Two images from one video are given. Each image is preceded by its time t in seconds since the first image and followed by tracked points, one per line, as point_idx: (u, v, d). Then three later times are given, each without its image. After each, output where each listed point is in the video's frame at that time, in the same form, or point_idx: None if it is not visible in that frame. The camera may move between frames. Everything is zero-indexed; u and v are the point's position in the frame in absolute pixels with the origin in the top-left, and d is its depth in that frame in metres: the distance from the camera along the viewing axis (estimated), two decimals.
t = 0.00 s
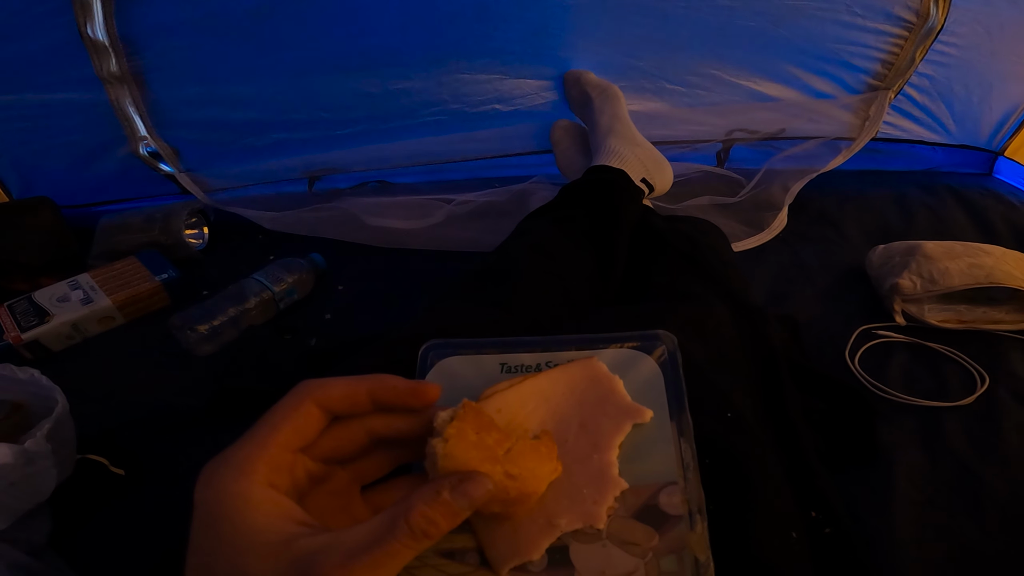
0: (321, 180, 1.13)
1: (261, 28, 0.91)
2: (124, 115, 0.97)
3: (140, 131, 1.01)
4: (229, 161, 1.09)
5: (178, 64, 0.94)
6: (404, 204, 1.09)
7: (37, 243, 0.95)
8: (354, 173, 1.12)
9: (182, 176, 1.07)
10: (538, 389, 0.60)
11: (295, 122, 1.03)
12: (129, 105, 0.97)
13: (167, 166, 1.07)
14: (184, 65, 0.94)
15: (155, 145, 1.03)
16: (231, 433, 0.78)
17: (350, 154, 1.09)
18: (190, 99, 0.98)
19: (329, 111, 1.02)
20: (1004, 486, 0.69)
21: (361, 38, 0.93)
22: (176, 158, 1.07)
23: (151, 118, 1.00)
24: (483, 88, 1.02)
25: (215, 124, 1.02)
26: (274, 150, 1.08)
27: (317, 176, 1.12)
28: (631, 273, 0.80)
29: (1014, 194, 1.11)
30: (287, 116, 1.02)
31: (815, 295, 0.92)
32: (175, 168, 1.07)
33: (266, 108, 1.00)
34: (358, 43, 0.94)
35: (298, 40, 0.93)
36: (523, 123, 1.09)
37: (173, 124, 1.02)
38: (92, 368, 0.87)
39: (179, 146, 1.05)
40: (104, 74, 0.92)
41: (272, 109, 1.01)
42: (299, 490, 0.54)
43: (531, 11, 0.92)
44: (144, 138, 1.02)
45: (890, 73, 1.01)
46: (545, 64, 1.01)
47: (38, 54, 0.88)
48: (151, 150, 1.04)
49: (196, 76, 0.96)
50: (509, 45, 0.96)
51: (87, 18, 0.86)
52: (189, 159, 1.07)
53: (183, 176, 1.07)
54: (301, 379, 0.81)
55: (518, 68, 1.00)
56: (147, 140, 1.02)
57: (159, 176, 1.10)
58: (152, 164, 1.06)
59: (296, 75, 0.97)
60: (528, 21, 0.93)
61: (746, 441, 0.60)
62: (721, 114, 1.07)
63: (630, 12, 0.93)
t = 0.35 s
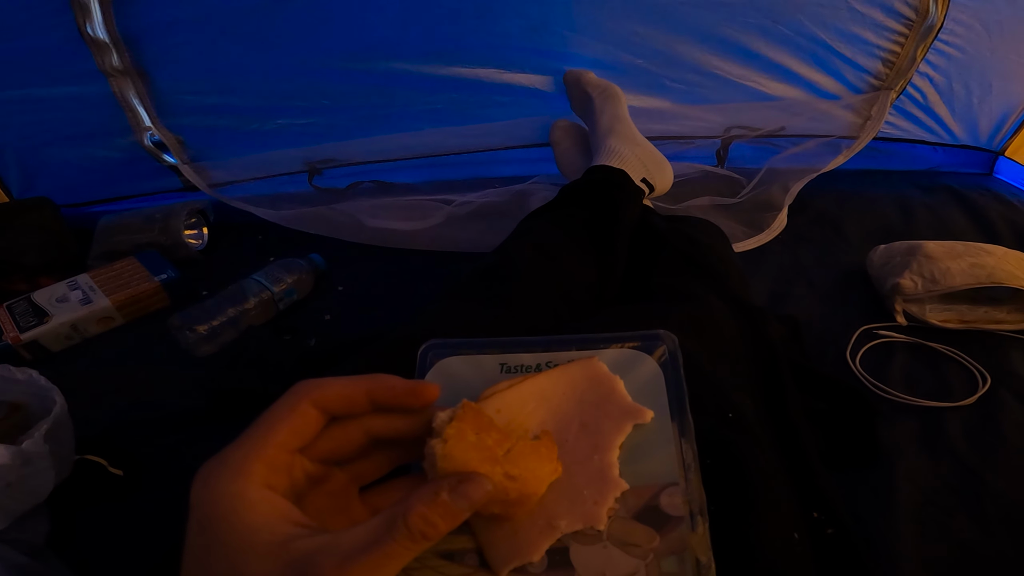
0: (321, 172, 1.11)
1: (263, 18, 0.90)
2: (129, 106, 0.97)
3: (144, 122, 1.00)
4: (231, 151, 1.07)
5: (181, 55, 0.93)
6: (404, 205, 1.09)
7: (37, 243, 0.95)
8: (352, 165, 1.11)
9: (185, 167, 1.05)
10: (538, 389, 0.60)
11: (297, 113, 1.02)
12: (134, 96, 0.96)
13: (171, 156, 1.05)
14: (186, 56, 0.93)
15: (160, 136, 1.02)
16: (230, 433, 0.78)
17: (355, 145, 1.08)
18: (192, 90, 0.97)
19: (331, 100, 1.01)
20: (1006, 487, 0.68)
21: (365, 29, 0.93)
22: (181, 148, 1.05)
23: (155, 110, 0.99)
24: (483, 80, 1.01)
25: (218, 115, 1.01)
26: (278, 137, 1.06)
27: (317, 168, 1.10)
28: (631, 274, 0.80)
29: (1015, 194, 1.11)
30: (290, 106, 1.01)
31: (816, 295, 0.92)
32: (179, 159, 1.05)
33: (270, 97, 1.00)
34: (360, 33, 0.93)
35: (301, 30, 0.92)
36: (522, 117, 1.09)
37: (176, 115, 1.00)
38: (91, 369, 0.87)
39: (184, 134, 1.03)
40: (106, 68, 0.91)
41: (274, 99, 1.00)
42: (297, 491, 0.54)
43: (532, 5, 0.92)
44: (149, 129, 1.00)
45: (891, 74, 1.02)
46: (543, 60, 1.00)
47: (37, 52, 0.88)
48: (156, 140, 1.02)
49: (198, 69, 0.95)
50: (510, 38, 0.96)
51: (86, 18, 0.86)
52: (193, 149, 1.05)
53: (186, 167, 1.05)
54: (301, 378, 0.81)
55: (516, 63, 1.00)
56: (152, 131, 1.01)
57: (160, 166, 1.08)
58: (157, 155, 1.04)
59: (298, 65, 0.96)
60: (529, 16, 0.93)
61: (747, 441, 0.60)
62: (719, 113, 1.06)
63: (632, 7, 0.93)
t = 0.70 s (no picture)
0: (320, 184, 1.14)
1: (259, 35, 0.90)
2: (123, 119, 0.97)
3: (138, 136, 1.00)
4: (227, 168, 1.09)
5: (176, 69, 0.93)
6: (404, 206, 1.10)
7: (38, 245, 0.95)
8: (354, 177, 1.13)
9: (180, 181, 1.07)
10: (538, 389, 0.60)
11: (292, 128, 1.03)
12: (128, 108, 0.96)
13: (165, 171, 1.06)
14: (181, 72, 0.93)
15: (151, 151, 1.03)
16: (231, 433, 0.78)
17: (350, 160, 1.10)
18: (187, 106, 0.98)
19: (325, 117, 1.02)
20: (1006, 487, 0.68)
21: (363, 44, 0.93)
22: (174, 164, 1.07)
23: (147, 123, 0.99)
24: (480, 93, 1.02)
25: (213, 130, 1.02)
26: (272, 156, 1.08)
27: (315, 181, 1.12)
28: (631, 274, 0.80)
29: (1015, 194, 1.11)
30: (287, 121, 1.02)
31: (816, 296, 0.92)
32: (173, 173, 1.07)
33: (267, 113, 1.00)
34: (356, 48, 0.93)
35: (298, 48, 0.92)
36: (520, 127, 1.09)
37: (170, 130, 1.01)
38: (92, 370, 0.87)
39: (178, 151, 1.05)
40: (102, 77, 0.91)
41: (269, 115, 1.00)
42: (297, 491, 0.54)
43: (530, 21, 0.92)
44: (141, 144, 1.01)
45: (892, 80, 1.01)
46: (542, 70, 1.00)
47: (37, 56, 0.88)
48: (148, 156, 1.04)
49: (193, 84, 0.95)
50: (508, 53, 0.96)
51: (81, 26, 0.85)
52: (186, 164, 1.07)
53: (181, 181, 1.07)
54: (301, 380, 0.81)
55: (518, 74, 1.00)
56: (144, 146, 1.02)
57: (155, 181, 1.09)
58: (151, 169, 1.06)
59: (293, 83, 0.97)
60: (529, 31, 0.93)
61: (747, 440, 0.60)
62: (718, 121, 1.07)
63: (630, 17, 0.92)
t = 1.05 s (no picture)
0: (321, 184, 1.14)
1: (259, 39, 0.91)
2: (123, 123, 0.97)
3: (138, 141, 1.01)
4: (229, 169, 1.10)
5: (177, 73, 0.93)
6: (403, 204, 1.10)
7: (39, 246, 0.95)
8: (355, 178, 1.13)
9: (182, 183, 1.08)
10: (535, 388, 0.60)
11: (294, 130, 1.03)
12: (128, 112, 0.96)
13: (165, 175, 1.07)
14: (182, 75, 0.94)
15: (152, 155, 1.03)
16: (230, 433, 0.78)
17: (350, 161, 1.10)
18: (189, 110, 0.98)
19: (327, 118, 1.02)
20: (1006, 487, 0.68)
21: (364, 49, 0.94)
22: (174, 167, 1.07)
23: (148, 127, 1.00)
24: (481, 91, 1.02)
25: (214, 133, 1.02)
26: (273, 157, 1.08)
27: (317, 181, 1.13)
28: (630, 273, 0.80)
29: (1016, 194, 1.11)
30: (288, 124, 1.02)
31: (815, 295, 0.92)
32: (173, 176, 1.07)
33: (268, 116, 1.01)
34: (357, 49, 0.94)
35: (299, 51, 0.93)
36: (518, 130, 1.10)
37: (175, 135, 1.02)
38: (91, 370, 0.88)
39: (178, 156, 1.05)
40: (101, 83, 0.91)
41: (271, 117, 1.01)
42: (292, 489, 0.54)
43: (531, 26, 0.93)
44: (142, 148, 1.02)
45: (893, 83, 1.02)
46: (541, 69, 1.01)
47: (36, 60, 0.88)
48: (149, 159, 1.04)
49: (194, 86, 0.95)
50: (509, 56, 0.97)
51: (75, 40, 0.85)
52: (187, 167, 1.08)
53: (181, 184, 1.07)
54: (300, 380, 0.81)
55: (517, 74, 1.00)
56: (145, 150, 1.02)
57: (157, 184, 1.09)
58: (151, 173, 1.06)
59: (295, 84, 0.97)
60: (529, 40, 0.95)
61: (745, 439, 0.60)
62: (718, 122, 1.07)
63: (633, 22, 0.93)
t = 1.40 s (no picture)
0: (320, 184, 1.15)
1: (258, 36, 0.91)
2: (124, 119, 0.98)
3: (139, 137, 1.01)
4: (229, 168, 1.10)
5: (177, 71, 0.94)
6: (403, 206, 1.10)
7: (40, 247, 0.96)
8: (354, 178, 1.14)
9: (182, 183, 1.08)
10: (533, 388, 0.60)
11: (293, 128, 1.04)
12: (128, 109, 0.97)
13: (166, 172, 1.07)
14: (182, 73, 0.94)
15: (153, 151, 1.04)
16: (229, 434, 0.78)
17: (349, 161, 1.11)
18: (188, 107, 0.99)
19: (327, 117, 1.03)
20: (1004, 488, 0.68)
21: (361, 46, 0.94)
22: (175, 164, 1.07)
23: (150, 124, 1.00)
24: (480, 91, 1.02)
25: (214, 130, 1.03)
26: (273, 156, 1.09)
27: (316, 181, 1.13)
28: (629, 274, 0.81)
29: (1013, 195, 1.11)
30: (287, 122, 1.03)
31: (814, 296, 0.92)
32: (174, 174, 1.07)
33: (267, 113, 1.01)
34: (357, 48, 0.94)
35: (299, 49, 0.93)
36: (518, 129, 1.10)
37: (172, 131, 1.02)
38: (91, 371, 0.88)
39: (179, 153, 1.06)
40: (103, 79, 0.92)
41: (271, 115, 1.01)
42: (291, 490, 0.55)
43: (529, 20, 0.92)
44: (143, 144, 1.02)
45: (886, 78, 1.02)
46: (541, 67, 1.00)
47: (38, 58, 0.88)
48: (150, 156, 1.04)
49: (194, 85, 0.96)
50: (507, 51, 0.96)
51: (80, 30, 0.85)
52: (187, 166, 1.08)
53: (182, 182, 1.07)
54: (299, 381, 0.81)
55: (516, 71, 1.00)
56: (146, 146, 1.02)
57: (158, 183, 1.10)
58: (152, 170, 1.06)
59: (294, 82, 0.97)
60: (530, 26, 0.93)
61: (743, 440, 0.60)
62: (716, 121, 1.07)
63: (631, 17, 0.92)
